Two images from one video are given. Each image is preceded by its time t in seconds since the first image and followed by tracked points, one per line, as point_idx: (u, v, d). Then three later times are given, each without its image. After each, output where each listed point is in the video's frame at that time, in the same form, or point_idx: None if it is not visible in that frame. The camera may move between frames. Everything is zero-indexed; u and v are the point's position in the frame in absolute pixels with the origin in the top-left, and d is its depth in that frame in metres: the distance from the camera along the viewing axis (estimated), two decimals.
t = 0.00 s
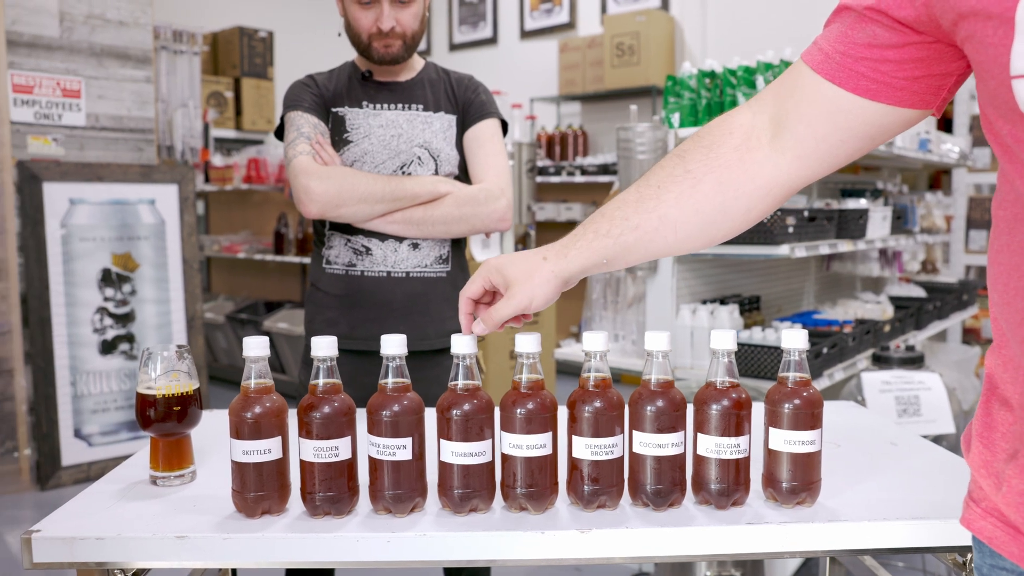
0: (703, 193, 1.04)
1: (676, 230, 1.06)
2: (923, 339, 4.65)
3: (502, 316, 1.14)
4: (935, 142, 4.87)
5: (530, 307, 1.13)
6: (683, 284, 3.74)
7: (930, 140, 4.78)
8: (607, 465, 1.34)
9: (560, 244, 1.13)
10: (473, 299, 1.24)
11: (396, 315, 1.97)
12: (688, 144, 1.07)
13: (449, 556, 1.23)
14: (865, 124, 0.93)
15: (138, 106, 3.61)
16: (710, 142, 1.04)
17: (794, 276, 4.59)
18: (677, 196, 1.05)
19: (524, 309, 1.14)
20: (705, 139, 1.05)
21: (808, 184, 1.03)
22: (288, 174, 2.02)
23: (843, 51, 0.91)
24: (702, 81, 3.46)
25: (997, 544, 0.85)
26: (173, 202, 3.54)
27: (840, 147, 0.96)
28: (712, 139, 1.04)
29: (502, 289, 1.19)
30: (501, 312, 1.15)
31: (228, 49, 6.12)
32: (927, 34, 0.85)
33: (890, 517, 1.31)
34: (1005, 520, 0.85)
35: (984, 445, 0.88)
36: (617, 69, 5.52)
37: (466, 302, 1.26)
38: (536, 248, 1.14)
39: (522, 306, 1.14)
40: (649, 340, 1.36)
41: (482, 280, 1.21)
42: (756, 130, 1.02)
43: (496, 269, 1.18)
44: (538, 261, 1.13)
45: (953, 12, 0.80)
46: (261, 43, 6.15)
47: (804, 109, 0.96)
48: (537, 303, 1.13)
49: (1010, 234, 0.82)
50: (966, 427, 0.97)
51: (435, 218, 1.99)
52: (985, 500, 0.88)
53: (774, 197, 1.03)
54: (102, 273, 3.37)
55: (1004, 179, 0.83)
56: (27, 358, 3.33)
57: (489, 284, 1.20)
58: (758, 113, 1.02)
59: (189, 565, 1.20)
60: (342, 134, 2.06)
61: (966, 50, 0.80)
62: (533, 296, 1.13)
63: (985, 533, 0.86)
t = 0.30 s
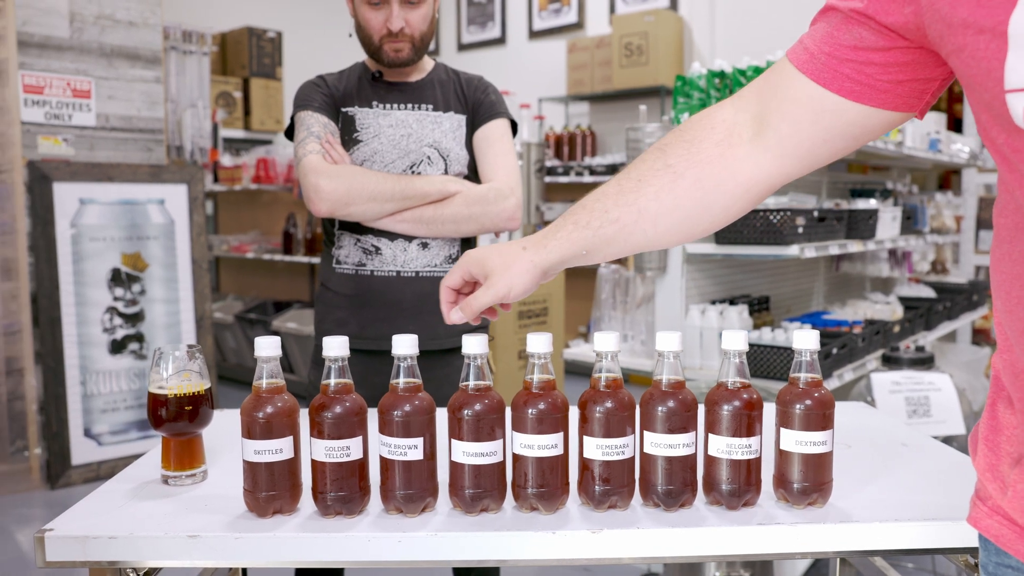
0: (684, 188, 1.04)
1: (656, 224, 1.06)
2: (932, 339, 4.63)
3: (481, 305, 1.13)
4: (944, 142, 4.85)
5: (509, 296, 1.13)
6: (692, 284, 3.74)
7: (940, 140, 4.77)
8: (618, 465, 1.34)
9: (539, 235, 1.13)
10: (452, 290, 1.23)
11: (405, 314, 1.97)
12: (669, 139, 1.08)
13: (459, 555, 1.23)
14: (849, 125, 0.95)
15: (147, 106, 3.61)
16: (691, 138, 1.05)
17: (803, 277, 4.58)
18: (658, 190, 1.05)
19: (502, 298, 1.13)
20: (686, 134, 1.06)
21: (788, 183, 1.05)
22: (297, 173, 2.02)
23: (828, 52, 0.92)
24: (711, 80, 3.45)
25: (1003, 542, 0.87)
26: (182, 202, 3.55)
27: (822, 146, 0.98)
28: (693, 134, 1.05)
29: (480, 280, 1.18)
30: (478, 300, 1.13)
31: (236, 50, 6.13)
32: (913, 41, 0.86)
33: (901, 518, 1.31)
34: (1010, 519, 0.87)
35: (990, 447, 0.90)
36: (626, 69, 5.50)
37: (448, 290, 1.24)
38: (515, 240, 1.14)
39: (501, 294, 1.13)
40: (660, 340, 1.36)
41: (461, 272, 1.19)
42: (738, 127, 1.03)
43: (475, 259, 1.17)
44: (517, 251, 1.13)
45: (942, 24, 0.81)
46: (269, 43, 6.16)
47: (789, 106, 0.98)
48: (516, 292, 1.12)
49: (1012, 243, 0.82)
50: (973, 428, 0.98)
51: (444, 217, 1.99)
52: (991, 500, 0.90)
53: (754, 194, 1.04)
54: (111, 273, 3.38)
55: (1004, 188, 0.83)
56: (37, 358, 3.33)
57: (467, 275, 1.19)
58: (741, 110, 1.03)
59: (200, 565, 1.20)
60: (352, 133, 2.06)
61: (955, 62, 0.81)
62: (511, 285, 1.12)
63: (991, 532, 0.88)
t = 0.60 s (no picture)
0: (641, 201, 1.13)
1: (613, 239, 1.15)
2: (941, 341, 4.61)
3: (450, 330, 1.19)
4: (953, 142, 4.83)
5: (476, 319, 1.20)
6: (700, 285, 3.73)
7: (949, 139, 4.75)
8: (626, 467, 1.34)
9: (497, 256, 1.20)
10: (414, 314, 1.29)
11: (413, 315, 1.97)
12: (625, 151, 1.16)
13: (468, 556, 1.23)
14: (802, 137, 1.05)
15: (157, 106, 3.62)
16: (647, 152, 1.14)
17: (811, 278, 4.57)
18: (614, 206, 1.14)
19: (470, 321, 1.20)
20: (642, 147, 1.14)
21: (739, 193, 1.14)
22: (306, 172, 2.03)
23: (800, 64, 1.00)
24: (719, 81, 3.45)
25: (1017, 543, 0.87)
26: (191, 202, 3.56)
27: (773, 158, 1.08)
28: (648, 148, 1.13)
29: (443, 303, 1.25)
30: (445, 325, 1.20)
31: (245, 50, 6.14)
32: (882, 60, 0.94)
33: (909, 520, 1.31)
34: (1018, 521, 0.87)
35: (999, 452, 0.91)
36: (634, 69, 5.49)
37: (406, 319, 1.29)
38: (475, 261, 1.21)
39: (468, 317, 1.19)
40: (668, 341, 1.36)
41: (422, 297, 1.26)
42: (692, 141, 1.12)
43: (436, 284, 1.24)
44: (478, 274, 1.20)
45: (920, 50, 0.85)
46: (277, 44, 6.18)
47: (745, 120, 1.07)
48: (482, 314, 1.20)
49: (1013, 261, 0.85)
50: (983, 430, 0.99)
51: (451, 216, 1.99)
52: (1003, 501, 0.90)
53: (706, 204, 1.14)
54: (120, 273, 3.39)
55: (997, 207, 0.86)
56: (47, 357, 3.35)
57: (430, 300, 1.25)
58: (696, 123, 1.12)
59: (210, 565, 1.21)
60: (361, 133, 2.06)
61: (936, 87, 0.85)
62: (477, 308, 1.19)
63: (1005, 534, 0.87)
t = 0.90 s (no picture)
0: (639, 203, 1.14)
1: (612, 239, 1.16)
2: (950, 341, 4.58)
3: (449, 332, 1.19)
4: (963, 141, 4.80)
5: (474, 320, 1.20)
6: (707, 285, 3.72)
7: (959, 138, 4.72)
8: (631, 467, 1.34)
9: (494, 257, 1.20)
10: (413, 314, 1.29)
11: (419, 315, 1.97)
12: (622, 153, 1.17)
13: (474, 556, 1.23)
14: (797, 140, 1.05)
15: (165, 106, 3.63)
16: (644, 154, 1.14)
17: (819, 278, 4.55)
18: (613, 207, 1.15)
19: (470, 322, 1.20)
20: (640, 150, 1.15)
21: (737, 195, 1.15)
22: (313, 172, 2.03)
23: (794, 68, 1.00)
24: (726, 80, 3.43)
25: (1015, 544, 0.87)
26: (199, 202, 3.57)
27: (768, 161, 1.09)
28: (646, 150, 1.14)
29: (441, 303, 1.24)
30: (443, 327, 1.19)
31: (253, 50, 6.16)
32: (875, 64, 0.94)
33: (916, 522, 1.30)
34: (1018, 521, 0.87)
35: (998, 454, 0.91)
36: (641, 69, 5.48)
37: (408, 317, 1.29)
38: (472, 262, 1.21)
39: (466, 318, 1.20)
40: (674, 341, 1.36)
41: (422, 295, 1.26)
42: (689, 143, 1.13)
43: (434, 283, 1.23)
44: (476, 276, 1.20)
45: (911, 56, 0.86)
46: (285, 44, 6.19)
47: (741, 124, 1.08)
48: (480, 315, 1.20)
49: (1005, 269, 0.85)
50: (984, 434, 0.98)
51: (458, 216, 1.99)
52: (1001, 502, 0.90)
53: (703, 206, 1.15)
54: (128, 273, 3.40)
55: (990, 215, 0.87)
56: (56, 357, 3.36)
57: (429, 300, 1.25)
58: (693, 125, 1.13)
59: (215, 564, 1.21)
60: (367, 133, 2.06)
61: (926, 94, 0.86)
62: (475, 308, 1.20)
63: (1004, 534, 0.87)
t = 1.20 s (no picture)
0: (644, 201, 1.13)
1: (618, 238, 1.15)
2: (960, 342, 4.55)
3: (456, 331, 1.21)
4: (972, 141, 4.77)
5: (480, 319, 1.21)
6: (713, 285, 3.71)
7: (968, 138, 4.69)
8: (637, 468, 1.33)
9: (500, 256, 1.21)
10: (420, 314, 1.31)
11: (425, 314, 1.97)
12: (627, 151, 1.16)
13: (478, 557, 1.23)
14: (803, 137, 1.05)
15: (172, 106, 3.64)
16: (650, 152, 1.14)
17: (827, 278, 4.53)
18: (619, 205, 1.14)
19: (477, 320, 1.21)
20: (645, 148, 1.14)
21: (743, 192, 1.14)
22: (320, 173, 2.03)
23: (797, 66, 1.00)
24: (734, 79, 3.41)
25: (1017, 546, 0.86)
26: (206, 202, 3.59)
27: (773, 159, 1.08)
28: (651, 149, 1.14)
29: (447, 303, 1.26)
30: (451, 326, 1.22)
31: (260, 50, 6.18)
32: (878, 61, 0.94)
33: (922, 524, 1.29)
34: (1022, 523, 0.86)
35: (1002, 457, 0.90)
36: (648, 69, 5.47)
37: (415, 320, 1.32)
38: (478, 263, 1.22)
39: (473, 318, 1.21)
40: (680, 342, 1.36)
41: (429, 296, 1.28)
42: (695, 141, 1.12)
43: (440, 283, 1.25)
44: (482, 275, 1.21)
45: (912, 52, 0.86)
46: (293, 44, 6.21)
47: (746, 123, 1.07)
48: (487, 314, 1.21)
49: (1005, 272, 0.85)
50: (988, 436, 0.97)
51: (464, 217, 1.99)
52: (1004, 505, 0.89)
53: (709, 204, 1.14)
54: (136, 273, 3.41)
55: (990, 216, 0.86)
56: (64, 356, 3.38)
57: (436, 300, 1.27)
58: (698, 124, 1.12)
59: (220, 564, 1.22)
60: (373, 134, 2.07)
61: (926, 90, 0.85)
62: (481, 308, 1.20)
63: (1006, 536, 0.87)
